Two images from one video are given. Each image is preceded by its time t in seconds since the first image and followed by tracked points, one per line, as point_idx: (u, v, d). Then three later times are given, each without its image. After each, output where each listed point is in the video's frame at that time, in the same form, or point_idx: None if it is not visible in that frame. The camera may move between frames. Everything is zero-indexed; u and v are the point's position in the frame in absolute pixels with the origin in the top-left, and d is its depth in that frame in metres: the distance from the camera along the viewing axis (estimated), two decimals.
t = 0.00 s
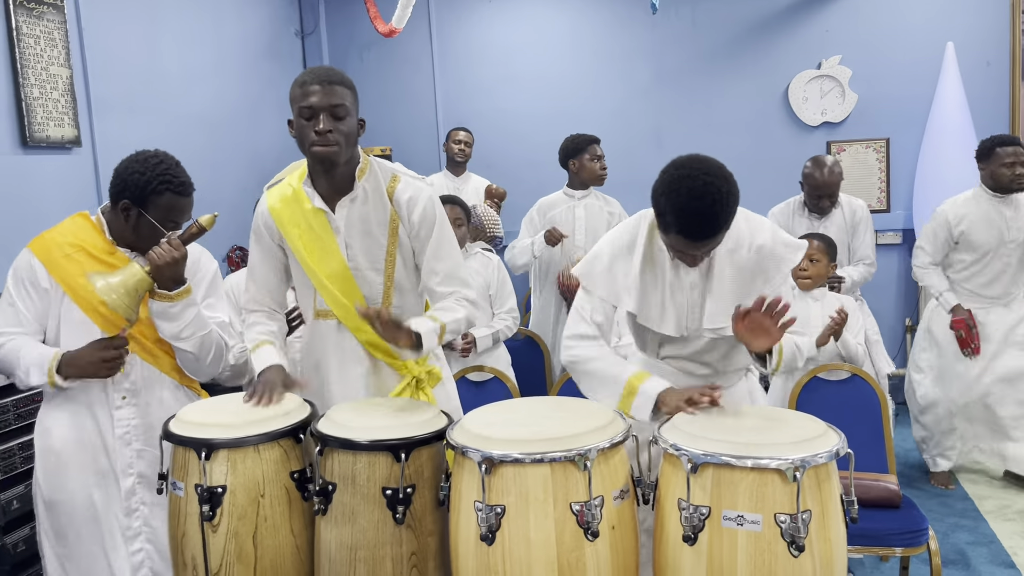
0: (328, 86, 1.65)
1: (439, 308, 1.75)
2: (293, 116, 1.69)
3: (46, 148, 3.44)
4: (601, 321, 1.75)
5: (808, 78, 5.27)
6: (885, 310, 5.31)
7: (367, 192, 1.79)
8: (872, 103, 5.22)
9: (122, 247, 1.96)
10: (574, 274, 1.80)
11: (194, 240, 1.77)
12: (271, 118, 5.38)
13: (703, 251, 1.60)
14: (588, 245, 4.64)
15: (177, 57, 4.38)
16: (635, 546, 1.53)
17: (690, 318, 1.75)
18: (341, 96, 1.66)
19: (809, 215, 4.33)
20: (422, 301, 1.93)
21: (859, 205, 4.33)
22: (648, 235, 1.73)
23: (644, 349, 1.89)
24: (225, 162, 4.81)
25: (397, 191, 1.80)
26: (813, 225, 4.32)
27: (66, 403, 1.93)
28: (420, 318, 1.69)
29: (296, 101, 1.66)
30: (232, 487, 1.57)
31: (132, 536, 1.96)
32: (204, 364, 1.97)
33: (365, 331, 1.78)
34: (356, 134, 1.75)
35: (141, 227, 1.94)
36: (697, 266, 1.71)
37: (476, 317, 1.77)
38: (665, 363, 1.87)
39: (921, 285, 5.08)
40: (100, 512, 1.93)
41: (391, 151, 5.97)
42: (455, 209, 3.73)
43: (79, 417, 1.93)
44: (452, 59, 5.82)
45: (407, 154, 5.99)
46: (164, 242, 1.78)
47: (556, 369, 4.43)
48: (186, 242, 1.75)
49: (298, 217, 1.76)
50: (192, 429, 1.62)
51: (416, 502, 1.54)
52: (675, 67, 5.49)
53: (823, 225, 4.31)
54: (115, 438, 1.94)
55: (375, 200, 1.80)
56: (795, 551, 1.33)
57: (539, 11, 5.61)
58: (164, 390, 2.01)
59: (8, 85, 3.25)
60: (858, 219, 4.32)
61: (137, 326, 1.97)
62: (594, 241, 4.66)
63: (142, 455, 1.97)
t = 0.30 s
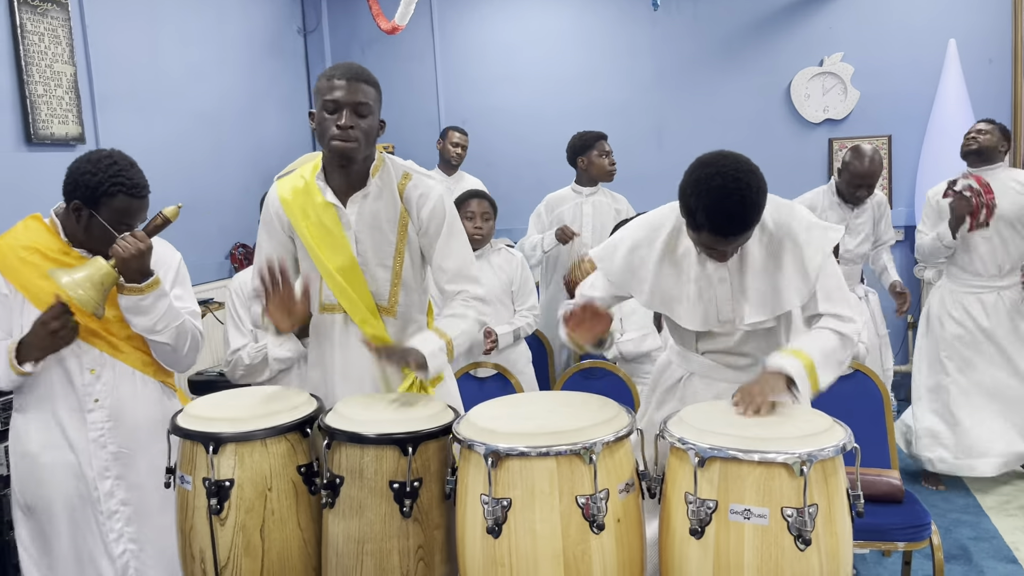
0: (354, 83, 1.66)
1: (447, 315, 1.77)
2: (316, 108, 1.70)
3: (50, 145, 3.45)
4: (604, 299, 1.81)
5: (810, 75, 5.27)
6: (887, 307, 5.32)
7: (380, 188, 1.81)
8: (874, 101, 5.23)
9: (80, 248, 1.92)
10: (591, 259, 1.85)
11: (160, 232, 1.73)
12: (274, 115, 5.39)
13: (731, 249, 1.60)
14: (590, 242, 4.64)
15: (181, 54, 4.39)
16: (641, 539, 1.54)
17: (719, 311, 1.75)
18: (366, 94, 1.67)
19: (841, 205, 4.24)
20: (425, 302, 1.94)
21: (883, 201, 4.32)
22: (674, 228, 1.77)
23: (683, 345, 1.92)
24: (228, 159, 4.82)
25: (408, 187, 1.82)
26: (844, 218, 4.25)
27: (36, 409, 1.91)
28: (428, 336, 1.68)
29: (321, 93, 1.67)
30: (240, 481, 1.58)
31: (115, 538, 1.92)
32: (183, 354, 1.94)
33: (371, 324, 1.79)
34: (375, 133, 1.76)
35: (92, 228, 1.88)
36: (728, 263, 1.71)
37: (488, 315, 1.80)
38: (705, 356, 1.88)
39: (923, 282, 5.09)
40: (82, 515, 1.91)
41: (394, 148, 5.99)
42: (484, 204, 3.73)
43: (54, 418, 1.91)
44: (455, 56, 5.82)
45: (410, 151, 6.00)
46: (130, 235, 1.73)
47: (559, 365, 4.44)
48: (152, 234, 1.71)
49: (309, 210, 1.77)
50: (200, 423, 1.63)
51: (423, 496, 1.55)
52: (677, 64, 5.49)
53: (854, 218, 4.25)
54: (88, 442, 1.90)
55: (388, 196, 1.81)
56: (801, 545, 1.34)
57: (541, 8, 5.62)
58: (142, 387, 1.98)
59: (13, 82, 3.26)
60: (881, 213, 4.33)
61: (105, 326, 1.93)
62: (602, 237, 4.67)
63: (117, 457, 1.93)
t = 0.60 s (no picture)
0: (328, 87, 1.65)
1: (448, 319, 1.77)
2: (292, 113, 1.70)
3: (50, 143, 3.45)
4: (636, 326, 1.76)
5: (810, 72, 5.27)
6: (888, 304, 5.32)
7: (365, 186, 1.80)
8: (874, 97, 5.22)
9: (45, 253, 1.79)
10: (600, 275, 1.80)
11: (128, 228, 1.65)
12: (274, 113, 5.39)
13: (736, 244, 1.61)
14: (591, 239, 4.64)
15: (180, 51, 4.39)
16: (640, 537, 1.54)
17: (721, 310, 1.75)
18: (339, 96, 1.66)
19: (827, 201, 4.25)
20: (423, 292, 1.94)
21: (873, 194, 4.29)
22: (676, 232, 1.74)
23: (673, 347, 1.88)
24: (228, 157, 4.82)
25: (393, 182, 1.81)
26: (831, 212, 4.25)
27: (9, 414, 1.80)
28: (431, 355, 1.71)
29: (295, 99, 1.66)
30: (240, 479, 1.58)
31: (82, 549, 1.82)
32: (159, 350, 1.84)
33: (367, 318, 1.81)
34: (354, 132, 1.76)
35: (52, 228, 1.75)
36: (727, 259, 1.72)
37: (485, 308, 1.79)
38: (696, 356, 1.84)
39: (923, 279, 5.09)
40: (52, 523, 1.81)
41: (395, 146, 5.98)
42: (504, 200, 3.78)
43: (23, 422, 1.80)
44: (456, 54, 5.82)
45: (412, 149, 6.00)
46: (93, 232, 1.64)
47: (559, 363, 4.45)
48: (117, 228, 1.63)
49: (299, 209, 1.78)
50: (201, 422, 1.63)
51: (422, 494, 1.56)
52: (677, 61, 5.49)
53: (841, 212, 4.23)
54: (62, 446, 1.81)
55: (373, 193, 1.80)
56: (801, 542, 1.34)
57: (542, 6, 5.61)
58: (121, 391, 1.88)
59: (13, 81, 3.27)
60: (872, 206, 4.29)
61: (78, 328, 1.82)
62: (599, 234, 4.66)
63: (93, 463, 1.83)
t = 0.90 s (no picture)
0: (345, 90, 1.65)
1: (443, 324, 1.79)
2: (306, 109, 1.69)
3: (48, 142, 3.45)
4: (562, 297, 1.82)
5: (809, 69, 5.26)
6: (886, 301, 5.32)
7: (374, 186, 1.80)
8: (874, 94, 5.22)
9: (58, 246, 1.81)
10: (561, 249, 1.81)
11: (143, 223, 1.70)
12: (273, 110, 5.39)
13: (683, 239, 1.59)
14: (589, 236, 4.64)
15: (178, 49, 4.38)
16: (637, 535, 1.55)
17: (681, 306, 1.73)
18: (356, 99, 1.66)
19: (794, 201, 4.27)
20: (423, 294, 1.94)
21: (848, 187, 4.26)
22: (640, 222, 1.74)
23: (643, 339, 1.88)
24: (227, 155, 4.82)
25: (402, 185, 1.81)
26: (798, 210, 4.26)
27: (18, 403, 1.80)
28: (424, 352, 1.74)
29: (311, 97, 1.66)
30: (238, 478, 1.58)
31: (84, 545, 1.80)
32: (167, 346, 1.85)
33: (371, 316, 1.81)
34: (367, 135, 1.76)
35: (67, 224, 1.77)
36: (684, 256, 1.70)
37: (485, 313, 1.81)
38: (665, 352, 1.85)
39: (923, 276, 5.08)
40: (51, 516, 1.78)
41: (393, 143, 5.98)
42: (512, 198, 3.76)
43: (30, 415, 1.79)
44: (455, 52, 5.81)
45: (410, 147, 5.99)
46: (108, 225, 1.67)
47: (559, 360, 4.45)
48: (132, 224, 1.67)
49: (304, 203, 1.77)
50: (198, 420, 1.63)
51: (420, 493, 1.56)
52: (676, 58, 5.48)
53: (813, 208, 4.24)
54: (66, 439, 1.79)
55: (381, 194, 1.81)
56: (796, 539, 1.34)
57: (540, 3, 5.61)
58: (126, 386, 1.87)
59: (11, 80, 3.26)
60: (850, 200, 4.27)
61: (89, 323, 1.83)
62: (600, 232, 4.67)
63: (95, 458, 1.81)
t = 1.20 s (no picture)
0: (318, 85, 1.64)
1: (435, 315, 1.74)
2: (283, 111, 1.69)
3: (45, 140, 3.45)
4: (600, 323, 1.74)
5: (807, 66, 5.26)
6: (885, 298, 5.32)
7: (358, 182, 1.80)
8: (872, 91, 5.22)
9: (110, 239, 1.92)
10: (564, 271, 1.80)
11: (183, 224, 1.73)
12: (270, 108, 5.38)
13: (662, 188, 1.59)
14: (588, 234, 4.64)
15: (175, 46, 4.37)
16: (635, 532, 1.54)
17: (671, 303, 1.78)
18: (332, 94, 1.66)
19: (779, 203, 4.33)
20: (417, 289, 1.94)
21: (834, 187, 4.24)
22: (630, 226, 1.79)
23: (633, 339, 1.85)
24: (225, 153, 4.81)
25: (387, 179, 1.80)
26: (786, 213, 4.30)
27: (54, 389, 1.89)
28: (414, 341, 1.67)
29: (285, 97, 1.66)
30: (235, 476, 1.58)
31: (116, 534, 1.86)
32: (200, 346, 1.92)
33: (361, 315, 1.80)
34: (346, 130, 1.75)
35: (118, 219, 1.88)
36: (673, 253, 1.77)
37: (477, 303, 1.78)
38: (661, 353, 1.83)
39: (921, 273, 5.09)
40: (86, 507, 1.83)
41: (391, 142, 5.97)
42: (501, 197, 3.74)
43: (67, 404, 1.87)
44: (452, 49, 5.80)
45: (407, 145, 5.98)
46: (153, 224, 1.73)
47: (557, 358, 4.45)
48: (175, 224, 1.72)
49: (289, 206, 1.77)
50: (196, 418, 1.63)
51: (417, 491, 1.55)
52: (674, 54, 5.48)
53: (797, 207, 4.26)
54: (101, 429, 1.87)
55: (366, 189, 1.80)
56: (797, 537, 1.34)
57: None
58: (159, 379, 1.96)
59: (7, 78, 3.26)
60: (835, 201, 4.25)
61: (128, 316, 1.91)
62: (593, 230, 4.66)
63: (128, 448, 1.89)
